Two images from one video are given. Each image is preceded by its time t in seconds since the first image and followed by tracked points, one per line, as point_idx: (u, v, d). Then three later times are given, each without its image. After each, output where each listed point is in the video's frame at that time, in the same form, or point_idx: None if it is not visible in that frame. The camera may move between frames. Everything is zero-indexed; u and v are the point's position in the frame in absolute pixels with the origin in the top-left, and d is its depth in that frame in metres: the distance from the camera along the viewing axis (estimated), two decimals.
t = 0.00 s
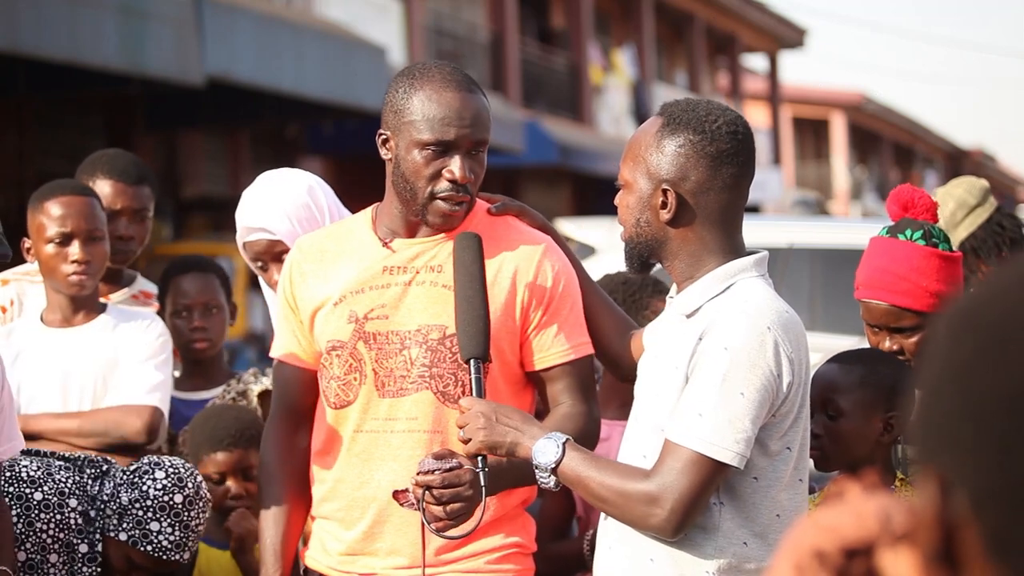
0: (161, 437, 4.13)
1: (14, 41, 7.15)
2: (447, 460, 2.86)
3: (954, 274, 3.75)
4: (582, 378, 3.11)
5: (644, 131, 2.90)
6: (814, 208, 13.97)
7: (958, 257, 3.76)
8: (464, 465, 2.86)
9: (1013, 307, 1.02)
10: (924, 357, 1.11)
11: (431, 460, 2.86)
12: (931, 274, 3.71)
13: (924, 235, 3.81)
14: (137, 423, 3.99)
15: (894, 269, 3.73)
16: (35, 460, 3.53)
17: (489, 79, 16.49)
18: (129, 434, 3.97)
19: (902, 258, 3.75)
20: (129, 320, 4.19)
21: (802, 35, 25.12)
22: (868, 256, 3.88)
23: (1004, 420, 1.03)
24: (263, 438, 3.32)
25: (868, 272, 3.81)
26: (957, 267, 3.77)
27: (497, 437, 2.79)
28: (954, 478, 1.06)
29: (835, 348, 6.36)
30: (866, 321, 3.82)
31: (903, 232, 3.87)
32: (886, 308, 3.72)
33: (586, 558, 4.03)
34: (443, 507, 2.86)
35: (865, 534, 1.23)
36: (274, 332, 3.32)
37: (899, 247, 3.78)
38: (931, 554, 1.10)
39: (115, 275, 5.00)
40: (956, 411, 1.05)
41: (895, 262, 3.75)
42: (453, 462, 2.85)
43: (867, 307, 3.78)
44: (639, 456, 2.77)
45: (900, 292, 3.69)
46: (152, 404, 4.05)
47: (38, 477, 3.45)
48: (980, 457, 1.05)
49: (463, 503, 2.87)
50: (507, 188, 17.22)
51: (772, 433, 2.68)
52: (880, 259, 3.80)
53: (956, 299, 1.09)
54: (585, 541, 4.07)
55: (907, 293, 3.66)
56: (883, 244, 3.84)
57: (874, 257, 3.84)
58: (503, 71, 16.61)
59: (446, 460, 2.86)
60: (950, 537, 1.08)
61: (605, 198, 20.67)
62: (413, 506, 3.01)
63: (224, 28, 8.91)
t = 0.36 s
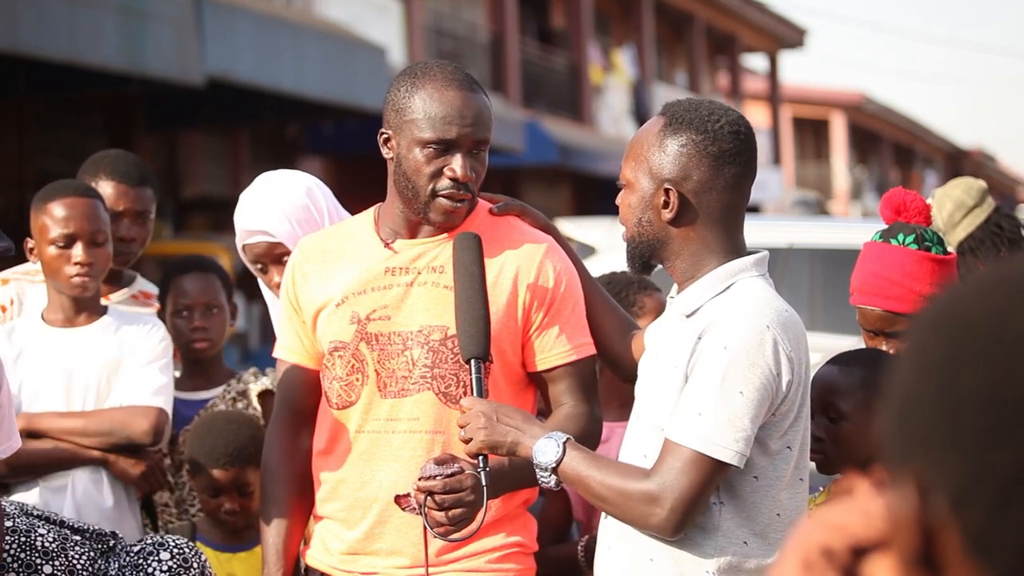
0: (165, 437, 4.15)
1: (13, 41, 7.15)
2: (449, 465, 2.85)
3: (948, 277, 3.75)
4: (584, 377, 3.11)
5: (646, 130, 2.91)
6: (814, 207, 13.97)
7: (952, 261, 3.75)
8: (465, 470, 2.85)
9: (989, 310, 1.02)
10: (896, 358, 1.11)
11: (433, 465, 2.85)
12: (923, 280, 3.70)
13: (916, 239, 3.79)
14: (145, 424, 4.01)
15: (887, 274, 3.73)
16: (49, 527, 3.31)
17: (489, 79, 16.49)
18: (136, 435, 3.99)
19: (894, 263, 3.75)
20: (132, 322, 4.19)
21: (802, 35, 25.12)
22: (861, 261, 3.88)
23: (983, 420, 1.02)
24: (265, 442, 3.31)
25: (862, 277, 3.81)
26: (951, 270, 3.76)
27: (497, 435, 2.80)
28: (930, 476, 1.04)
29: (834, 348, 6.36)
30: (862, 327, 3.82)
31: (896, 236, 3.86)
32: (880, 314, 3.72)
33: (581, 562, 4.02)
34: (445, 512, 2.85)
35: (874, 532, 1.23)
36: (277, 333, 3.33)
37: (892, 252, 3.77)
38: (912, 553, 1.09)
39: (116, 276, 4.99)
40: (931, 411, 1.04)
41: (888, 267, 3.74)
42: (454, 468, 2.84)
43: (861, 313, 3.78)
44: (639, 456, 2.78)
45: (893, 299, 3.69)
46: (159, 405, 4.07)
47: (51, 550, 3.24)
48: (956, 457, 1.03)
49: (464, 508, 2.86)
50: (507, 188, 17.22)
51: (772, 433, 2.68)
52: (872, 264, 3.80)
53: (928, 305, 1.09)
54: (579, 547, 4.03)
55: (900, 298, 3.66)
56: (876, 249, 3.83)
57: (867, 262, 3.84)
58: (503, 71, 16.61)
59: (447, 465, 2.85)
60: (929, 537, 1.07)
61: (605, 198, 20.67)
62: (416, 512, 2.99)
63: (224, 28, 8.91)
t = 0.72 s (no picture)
0: (170, 437, 4.16)
1: (14, 42, 7.15)
2: (442, 467, 2.85)
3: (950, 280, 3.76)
4: (584, 375, 3.11)
5: (661, 121, 2.88)
6: (814, 207, 13.96)
7: (955, 264, 3.76)
8: (458, 472, 2.85)
9: (962, 316, 1.05)
10: (868, 367, 1.14)
11: (426, 467, 2.85)
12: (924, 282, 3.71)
13: (920, 242, 3.79)
14: (151, 425, 4.02)
15: (891, 275, 3.73)
16: None
17: (489, 79, 16.49)
18: (142, 435, 4.00)
19: (898, 264, 3.75)
20: (134, 324, 4.20)
21: (801, 35, 25.15)
22: (864, 261, 3.87)
23: (968, 427, 1.05)
24: (269, 444, 3.33)
25: (864, 278, 3.80)
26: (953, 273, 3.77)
27: (512, 450, 2.78)
28: (920, 482, 1.08)
29: (833, 349, 6.37)
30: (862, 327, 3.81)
31: (899, 238, 3.85)
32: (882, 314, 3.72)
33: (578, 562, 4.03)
34: (437, 514, 2.86)
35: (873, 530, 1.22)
36: (279, 335, 3.34)
37: (895, 253, 3.77)
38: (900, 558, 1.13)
39: (117, 276, 5.00)
40: (919, 419, 1.07)
41: (892, 269, 3.74)
42: (447, 470, 2.84)
43: (863, 313, 3.77)
44: (634, 450, 2.77)
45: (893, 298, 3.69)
46: (164, 406, 4.07)
47: None
48: (944, 463, 1.07)
49: (458, 510, 2.86)
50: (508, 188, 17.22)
51: (780, 429, 2.69)
52: (875, 265, 3.79)
53: (900, 312, 1.12)
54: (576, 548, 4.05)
55: (902, 298, 3.65)
56: (880, 249, 3.82)
57: (870, 262, 3.83)
58: (503, 71, 16.62)
59: (440, 467, 2.85)
60: (918, 539, 1.11)
61: (605, 198, 20.67)
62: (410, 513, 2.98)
63: (224, 28, 8.92)
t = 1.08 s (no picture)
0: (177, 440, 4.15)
1: (14, 42, 7.15)
2: (440, 463, 2.85)
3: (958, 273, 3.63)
4: (584, 374, 3.10)
5: (653, 126, 2.88)
6: (814, 208, 13.97)
7: (964, 256, 3.64)
8: (457, 468, 2.84)
9: (962, 309, 1.04)
10: (855, 369, 1.13)
11: (424, 463, 2.86)
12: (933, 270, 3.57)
13: (930, 232, 3.68)
14: (154, 428, 4.01)
15: (900, 262, 3.60)
16: None
17: (489, 79, 16.50)
18: (145, 438, 4.00)
19: (907, 252, 3.62)
20: (144, 326, 4.20)
21: (801, 35, 25.16)
22: (871, 250, 3.74)
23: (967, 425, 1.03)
24: (269, 439, 3.34)
25: (872, 265, 3.66)
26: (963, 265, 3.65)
27: (533, 468, 2.73)
28: (918, 489, 1.06)
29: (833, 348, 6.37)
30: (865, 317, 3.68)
31: (908, 228, 3.74)
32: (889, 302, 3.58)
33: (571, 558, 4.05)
34: (436, 510, 2.85)
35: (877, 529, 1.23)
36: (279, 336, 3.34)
37: (905, 241, 3.64)
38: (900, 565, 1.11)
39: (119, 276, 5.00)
40: (911, 427, 1.06)
41: (901, 255, 3.62)
42: (445, 466, 2.84)
43: (868, 301, 3.64)
44: (644, 450, 2.74)
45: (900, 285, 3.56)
46: (168, 410, 4.07)
47: None
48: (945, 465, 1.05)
49: (457, 506, 2.85)
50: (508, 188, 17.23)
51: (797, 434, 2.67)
52: (885, 252, 3.66)
53: (884, 319, 1.12)
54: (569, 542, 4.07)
55: (910, 286, 3.52)
56: (889, 238, 3.70)
57: (878, 251, 3.70)
58: (503, 71, 16.62)
59: (439, 464, 2.85)
60: (919, 551, 1.10)
61: (605, 198, 20.68)
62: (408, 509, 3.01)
63: (224, 28, 8.92)
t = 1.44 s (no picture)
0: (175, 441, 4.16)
1: (13, 41, 7.15)
2: (442, 462, 2.84)
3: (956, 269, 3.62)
4: (582, 372, 3.10)
5: (654, 127, 2.87)
6: (814, 207, 13.97)
7: (961, 254, 3.62)
8: (458, 467, 2.84)
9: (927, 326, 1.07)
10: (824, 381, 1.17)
11: (425, 462, 2.85)
12: (926, 268, 3.57)
13: (925, 229, 3.67)
14: (155, 429, 4.02)
15: (895, 260, 3.60)
16: None
17: (490, 80, 16.50)
18: (144, 439, 4.00)
19: (903, 249, 3.62)
20: (141, 326, 4.20)
21: (800, 35, 25.16)
22: (868, 249, 3.74)
23: (943, 433, 1.06)
24: (268, 440, 3.34)
25: (868, 263, 3.68)
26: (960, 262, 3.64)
27: (534, 474, 2.73)
28: (896, 498, 1.10)
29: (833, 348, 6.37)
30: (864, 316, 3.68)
31: (904, 226, 3.72)
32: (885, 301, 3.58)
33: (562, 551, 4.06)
34: (438, 509, 2.84)
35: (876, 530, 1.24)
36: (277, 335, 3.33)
37: (900, 239, 3.65)
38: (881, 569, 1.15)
39: (121, 276, 5.01)
40: (880, 427, 1.08)
41: (896, 253, 3.62)
42: (447, 465, 2.83)
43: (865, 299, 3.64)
44: (645, 454, 2.74)
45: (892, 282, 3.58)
46: (167, 411, 4.07)
47: None
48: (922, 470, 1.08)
49: (458, 505, 2.84)
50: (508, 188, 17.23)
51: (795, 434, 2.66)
52: (880, 250, 3.66)
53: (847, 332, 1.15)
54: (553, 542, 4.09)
55: (905, 284, 3.52)
56: (886, 235, 3.70)
57: (875, 249, 3.70)
58: (503, 72, 16.62)
59: (440, 462, 2.84)
60: (900, 556, 1.14)
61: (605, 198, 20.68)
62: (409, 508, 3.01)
63: (224, 27, 8.92)
